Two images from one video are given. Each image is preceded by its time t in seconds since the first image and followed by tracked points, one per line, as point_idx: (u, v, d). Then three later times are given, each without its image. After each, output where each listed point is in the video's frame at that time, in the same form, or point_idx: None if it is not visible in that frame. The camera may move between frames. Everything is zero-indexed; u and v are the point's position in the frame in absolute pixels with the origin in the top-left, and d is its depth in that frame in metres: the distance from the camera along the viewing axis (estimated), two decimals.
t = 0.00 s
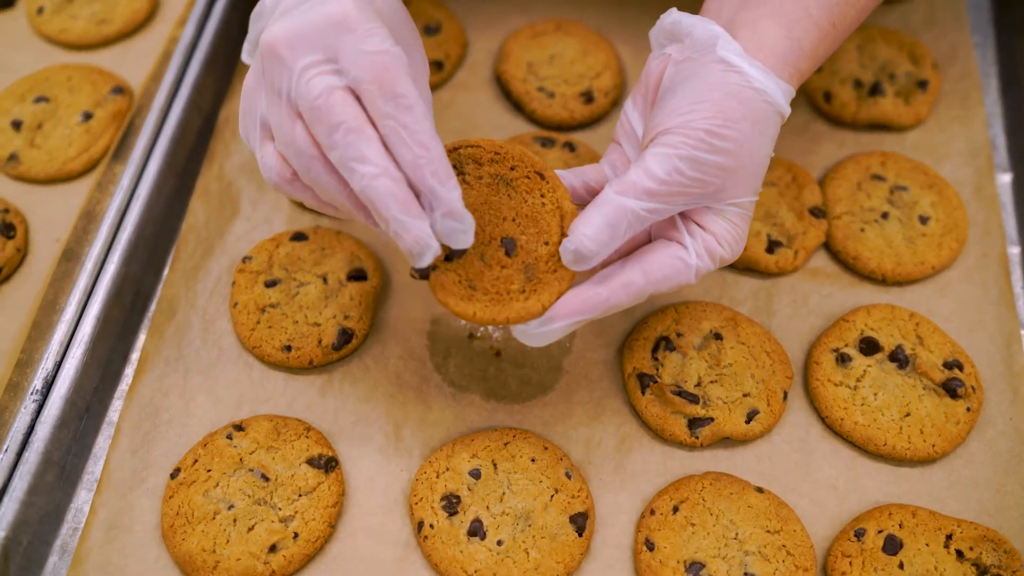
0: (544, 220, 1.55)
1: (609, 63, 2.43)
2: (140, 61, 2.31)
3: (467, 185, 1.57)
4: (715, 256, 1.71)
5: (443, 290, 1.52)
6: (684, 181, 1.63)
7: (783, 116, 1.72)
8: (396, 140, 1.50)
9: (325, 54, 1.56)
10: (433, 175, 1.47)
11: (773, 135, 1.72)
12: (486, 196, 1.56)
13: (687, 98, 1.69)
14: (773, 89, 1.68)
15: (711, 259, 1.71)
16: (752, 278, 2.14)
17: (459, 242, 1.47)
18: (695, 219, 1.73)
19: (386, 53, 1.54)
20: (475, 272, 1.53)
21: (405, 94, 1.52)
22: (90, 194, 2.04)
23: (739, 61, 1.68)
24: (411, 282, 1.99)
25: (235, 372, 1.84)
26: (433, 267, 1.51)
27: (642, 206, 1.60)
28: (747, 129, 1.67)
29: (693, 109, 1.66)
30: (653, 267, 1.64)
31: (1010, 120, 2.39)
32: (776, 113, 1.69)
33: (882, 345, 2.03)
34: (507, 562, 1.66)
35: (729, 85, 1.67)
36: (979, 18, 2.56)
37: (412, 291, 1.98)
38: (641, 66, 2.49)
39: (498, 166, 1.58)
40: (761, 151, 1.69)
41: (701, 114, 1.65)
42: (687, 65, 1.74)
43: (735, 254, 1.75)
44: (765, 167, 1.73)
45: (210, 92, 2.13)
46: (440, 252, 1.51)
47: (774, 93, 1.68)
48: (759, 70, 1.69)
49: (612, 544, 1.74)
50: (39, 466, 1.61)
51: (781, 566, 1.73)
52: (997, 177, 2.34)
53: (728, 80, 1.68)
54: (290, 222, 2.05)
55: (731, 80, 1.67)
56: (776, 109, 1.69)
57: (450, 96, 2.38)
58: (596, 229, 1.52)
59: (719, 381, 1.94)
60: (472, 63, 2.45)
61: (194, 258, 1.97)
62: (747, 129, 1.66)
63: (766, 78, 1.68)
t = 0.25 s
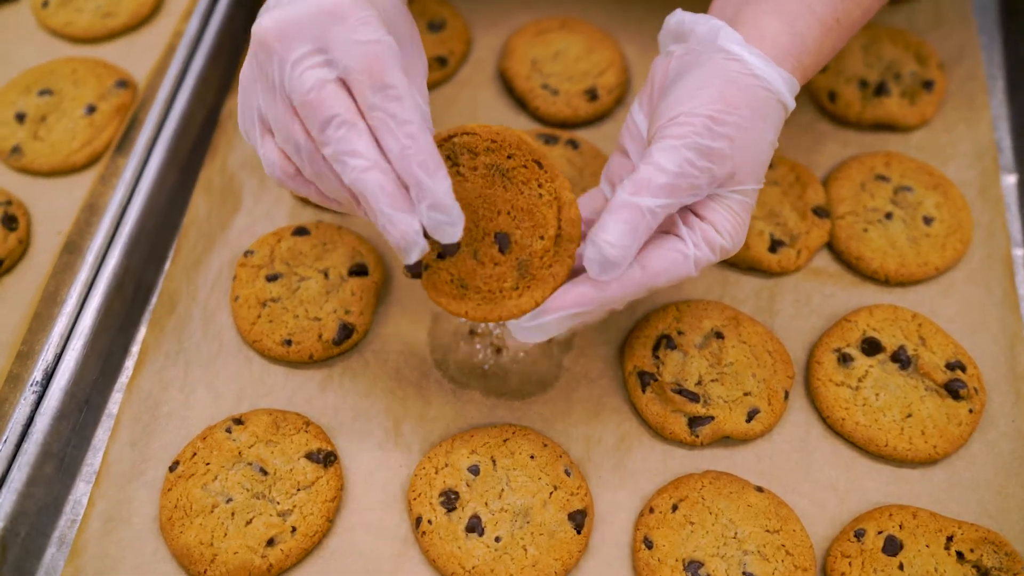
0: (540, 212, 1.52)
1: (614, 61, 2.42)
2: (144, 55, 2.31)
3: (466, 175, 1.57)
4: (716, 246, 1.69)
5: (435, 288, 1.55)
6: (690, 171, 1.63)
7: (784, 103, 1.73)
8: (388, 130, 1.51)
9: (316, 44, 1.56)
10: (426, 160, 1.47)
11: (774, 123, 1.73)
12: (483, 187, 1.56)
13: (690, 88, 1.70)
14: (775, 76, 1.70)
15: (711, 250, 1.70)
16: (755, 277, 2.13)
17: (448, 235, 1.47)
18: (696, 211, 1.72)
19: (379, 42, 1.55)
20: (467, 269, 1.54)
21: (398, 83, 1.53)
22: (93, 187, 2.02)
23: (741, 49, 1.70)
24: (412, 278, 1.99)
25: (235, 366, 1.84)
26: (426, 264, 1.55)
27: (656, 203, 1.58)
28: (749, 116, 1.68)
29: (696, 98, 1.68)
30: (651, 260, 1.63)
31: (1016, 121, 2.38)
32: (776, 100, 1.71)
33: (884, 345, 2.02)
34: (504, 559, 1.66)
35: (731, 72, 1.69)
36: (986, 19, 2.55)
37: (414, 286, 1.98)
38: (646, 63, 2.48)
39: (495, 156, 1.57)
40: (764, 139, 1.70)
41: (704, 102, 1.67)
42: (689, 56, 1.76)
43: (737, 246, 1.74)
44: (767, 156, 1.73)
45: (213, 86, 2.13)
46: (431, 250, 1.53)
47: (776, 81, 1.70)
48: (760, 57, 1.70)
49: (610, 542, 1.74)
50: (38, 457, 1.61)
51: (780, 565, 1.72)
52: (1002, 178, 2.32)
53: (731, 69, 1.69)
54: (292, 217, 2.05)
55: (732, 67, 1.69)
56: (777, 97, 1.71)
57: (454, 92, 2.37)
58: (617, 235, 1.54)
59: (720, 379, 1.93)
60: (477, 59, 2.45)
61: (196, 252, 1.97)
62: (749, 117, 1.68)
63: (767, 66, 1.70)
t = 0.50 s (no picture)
0: (532, 220, 1.35)
1: (619, 58, 2.41)
2: (150, 48, 2.32)
3: (452, 186, 1.41)
4: (714, 243, 1.69)
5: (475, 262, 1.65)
6: (690, 167, 1.63)
7: (786, 106, 1.72)
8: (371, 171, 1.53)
9: (292, 91, 1.59)
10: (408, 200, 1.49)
11: (776, 126, 1.72)
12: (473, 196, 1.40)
13: (692, 87, 1.70)
14: (777, 78, 1.69)
15: (710, 247, 1.69)
16: (759, 276, 2.13)
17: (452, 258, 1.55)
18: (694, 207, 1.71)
19: (339, 83, 1.53)
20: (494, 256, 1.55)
21: (366, 124, 1.52)
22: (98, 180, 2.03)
23: (745, 51, 1.69)
24: (416, 273, 1.99)
25: (238, 359, 1.84)
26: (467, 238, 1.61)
27: (656, 195, 1.58)
28: (751, 118, 1.68)
29: (698, 97, 1.67)
30: (650, 252, 1.61)
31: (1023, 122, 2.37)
32: (778, 103, 1.70)
33: (888, 344, 2.01)
34: (505, 554, 1.66)
35: (734, 73, 1.68)
36: (994, 19, 2.54)
37: (417, 282, 1.98)
38: (652, 60, 2.48)
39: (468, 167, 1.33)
40: (765, 140, 1.70)
41: (706, 101, 1.66)
42: (693, 56, 1.76)
43: (735, 244, 1.74)
44: (768, 158, 1.73)
45: (219, 80, 2.14)
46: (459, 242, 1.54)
47: (778, 82, 1.69)
48: (764, 60, 1.70)
49: (611, 538, 1.74)
50: (41, 447, 1.62)
51: (781, 563, 1.72)
52: (1009, 178, 2.31)
53: (732, 69, 1.69)
54: (296, 211, 2.05)
55: (735, 68, 1.69)
56: (780, 100, 1.70)
57: (459, 88, 2.37)
58: (617, 224, 1.54)
59: (722, 377, 1.92)
60: (483, 55, 2.44)
61: (200, 245, 1.97)
62: (750, 118, 1.67)
63: (770, 67, 1.69)
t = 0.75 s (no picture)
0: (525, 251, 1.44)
1: (629, 56, 2.41)
2: (161, 43, 2.32)
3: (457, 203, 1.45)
4: (717, 246, 1.69)
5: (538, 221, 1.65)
6: (679, 173, 1.63)
7: (785, 111, 1.69)
8: (369, 205, 1.59)
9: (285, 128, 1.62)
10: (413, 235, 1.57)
11: (775, 131, 1.70)
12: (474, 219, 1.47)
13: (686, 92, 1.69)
14: (774, 83, 1.67)
15: (713, 250, 1.69)
16: (767, 275, 2.12)
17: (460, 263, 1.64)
18: (696, 209, 1.72)
19: (323, 128, 1.53)
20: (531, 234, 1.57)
21: (356, 166, 1.53)
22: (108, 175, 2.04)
23: (741, 56, 1.67)
24: (424, 270, 2.00)
25: (246, 354, 1.85)
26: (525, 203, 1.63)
27: (638, 198, 1.61)
28: (747, 123, 1.66)
29: (691, 103, 1.66)
30: (652, 252, 1.62)
31: None
32: (777, 108, 1.68)
33: (895, 345, 2.01)
34: (510, 550, 1.66)
35: (729, 79, 1.66)
36: (1006, 20, 2.52)
37: (424, 278, 1.99)
38: (661, 59, 2.47)
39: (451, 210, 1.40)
40: (763, 144, 1.68)
41: (699, 107, 1.65)
42: (691, 61, 1.75)
43: (740, 246, 1.73)
44: (767, 163, 1.70)
45: (229, 75, 2.14)
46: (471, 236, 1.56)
47: (774, 87, 1.67)
48: (760, 65, 1.67)
49: (617, 535, 1.74)
50: (49, 439, 1.62)
51: (786, 562, 1.71)
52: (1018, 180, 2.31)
53: (726, 74, 1.67)
54: (304, 206, 2.06)
55: (730, 74, 1.67)
56: (777, 105, 1.68)
57: (468, 85, 2.37)
58: (601, 224, 1.58)
59: (729, 376, 1.92)
60: (492, 53, 2.44)
61: (209, 240, 1.98)
62: (745, 123, 1.66)
63: (766, 72, 1.67)
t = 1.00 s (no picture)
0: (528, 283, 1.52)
1: (639, 59, 2.40)
2: (171, 42, 2.32)
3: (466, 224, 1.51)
4: (730, 258, 1.69)
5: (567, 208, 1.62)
6: (694, 182, 1.62)
7: (798, 120, 1.68)
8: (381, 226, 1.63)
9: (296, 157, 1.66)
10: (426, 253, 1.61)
11: (788, 141, 1.68)
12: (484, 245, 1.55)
13: (700, 101, 1.67)
14: (788, 92, 1.65)
15: (725, 262, 1.69)
16: (776, 279, 2.11)
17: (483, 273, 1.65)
18: (708, 220, 1.71)
19: (322, 164, 1.55)
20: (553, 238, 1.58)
21: (359, 197, 1.56)
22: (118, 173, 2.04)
23: (755, 64, 1.66)
24: (432, 271, 1.99)
25: (254, 353, 1.85)
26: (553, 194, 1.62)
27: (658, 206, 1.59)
28: (761, 132, 1.64)
29: (705, 111, 1.64)
30: (665, 265, 1.63)
31: None
32: (791, 119, 1.66)
33: (905, 351, 2.00)
34: (517, 553, 1.65)
35: (743, 87, 1.65)
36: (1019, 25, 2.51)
37: (432, 279, 1.98)
38: (671, 62, 2.46)
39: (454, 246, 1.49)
40: (777, 154, 1.67)
41: (713, 115, 1.63)
42: (703, 69, 1.73)
43: (752, 257, 1.73)
44: (781, 174, 1.69)
45: (239, 75, 2.14)
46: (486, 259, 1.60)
47: (788, 97, 1.65)
48: (774, 74, 1.66)
49: (624, 539, 1.73)
50: (56, 437, 1.62)
51: (795, 568, 1.70)
52: None
53: (741, 84, 1.65)
54: (313, 206, 2.06)
55: (744, 82, 1.65)
56: (791, 114, 1.66)
57: (478, 86, 2.37)
58: (615, 233, 1.54)
59: (738, 380, 1.91)
60: (502, 55, 2.44)
61: (217, 239, 1.98)
62: (761, 133, 1.64)
63: (781, 82, 1.65)
